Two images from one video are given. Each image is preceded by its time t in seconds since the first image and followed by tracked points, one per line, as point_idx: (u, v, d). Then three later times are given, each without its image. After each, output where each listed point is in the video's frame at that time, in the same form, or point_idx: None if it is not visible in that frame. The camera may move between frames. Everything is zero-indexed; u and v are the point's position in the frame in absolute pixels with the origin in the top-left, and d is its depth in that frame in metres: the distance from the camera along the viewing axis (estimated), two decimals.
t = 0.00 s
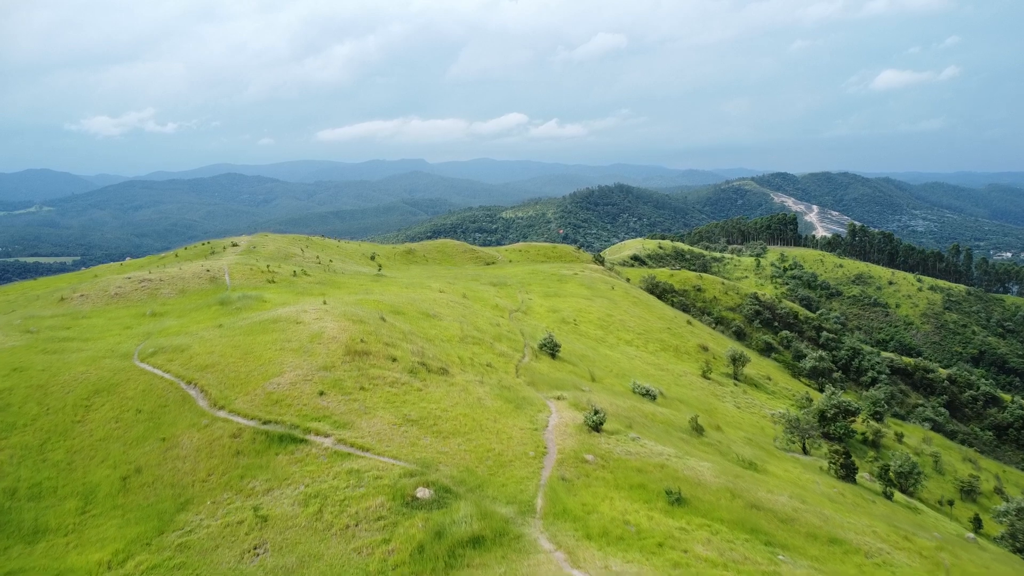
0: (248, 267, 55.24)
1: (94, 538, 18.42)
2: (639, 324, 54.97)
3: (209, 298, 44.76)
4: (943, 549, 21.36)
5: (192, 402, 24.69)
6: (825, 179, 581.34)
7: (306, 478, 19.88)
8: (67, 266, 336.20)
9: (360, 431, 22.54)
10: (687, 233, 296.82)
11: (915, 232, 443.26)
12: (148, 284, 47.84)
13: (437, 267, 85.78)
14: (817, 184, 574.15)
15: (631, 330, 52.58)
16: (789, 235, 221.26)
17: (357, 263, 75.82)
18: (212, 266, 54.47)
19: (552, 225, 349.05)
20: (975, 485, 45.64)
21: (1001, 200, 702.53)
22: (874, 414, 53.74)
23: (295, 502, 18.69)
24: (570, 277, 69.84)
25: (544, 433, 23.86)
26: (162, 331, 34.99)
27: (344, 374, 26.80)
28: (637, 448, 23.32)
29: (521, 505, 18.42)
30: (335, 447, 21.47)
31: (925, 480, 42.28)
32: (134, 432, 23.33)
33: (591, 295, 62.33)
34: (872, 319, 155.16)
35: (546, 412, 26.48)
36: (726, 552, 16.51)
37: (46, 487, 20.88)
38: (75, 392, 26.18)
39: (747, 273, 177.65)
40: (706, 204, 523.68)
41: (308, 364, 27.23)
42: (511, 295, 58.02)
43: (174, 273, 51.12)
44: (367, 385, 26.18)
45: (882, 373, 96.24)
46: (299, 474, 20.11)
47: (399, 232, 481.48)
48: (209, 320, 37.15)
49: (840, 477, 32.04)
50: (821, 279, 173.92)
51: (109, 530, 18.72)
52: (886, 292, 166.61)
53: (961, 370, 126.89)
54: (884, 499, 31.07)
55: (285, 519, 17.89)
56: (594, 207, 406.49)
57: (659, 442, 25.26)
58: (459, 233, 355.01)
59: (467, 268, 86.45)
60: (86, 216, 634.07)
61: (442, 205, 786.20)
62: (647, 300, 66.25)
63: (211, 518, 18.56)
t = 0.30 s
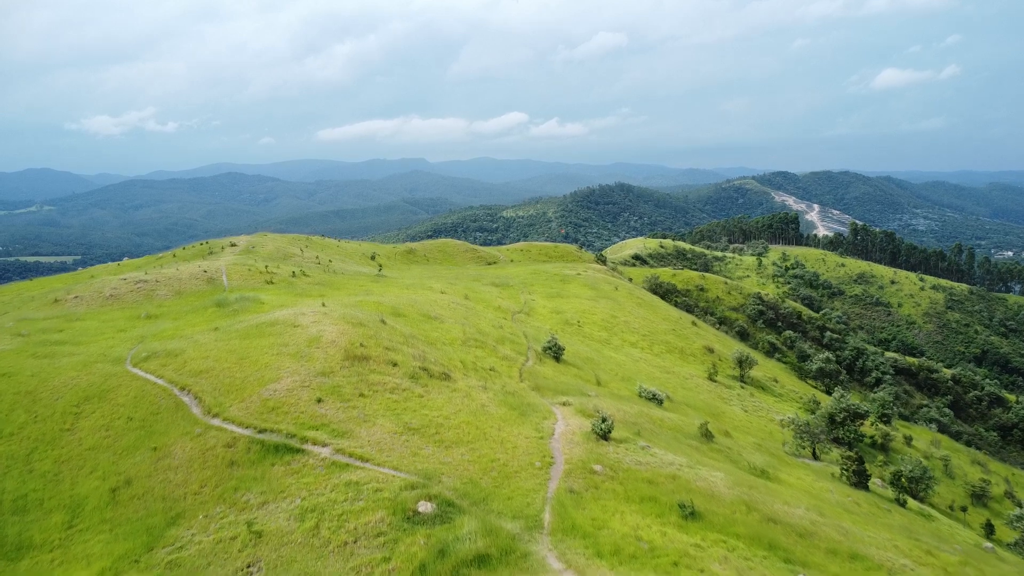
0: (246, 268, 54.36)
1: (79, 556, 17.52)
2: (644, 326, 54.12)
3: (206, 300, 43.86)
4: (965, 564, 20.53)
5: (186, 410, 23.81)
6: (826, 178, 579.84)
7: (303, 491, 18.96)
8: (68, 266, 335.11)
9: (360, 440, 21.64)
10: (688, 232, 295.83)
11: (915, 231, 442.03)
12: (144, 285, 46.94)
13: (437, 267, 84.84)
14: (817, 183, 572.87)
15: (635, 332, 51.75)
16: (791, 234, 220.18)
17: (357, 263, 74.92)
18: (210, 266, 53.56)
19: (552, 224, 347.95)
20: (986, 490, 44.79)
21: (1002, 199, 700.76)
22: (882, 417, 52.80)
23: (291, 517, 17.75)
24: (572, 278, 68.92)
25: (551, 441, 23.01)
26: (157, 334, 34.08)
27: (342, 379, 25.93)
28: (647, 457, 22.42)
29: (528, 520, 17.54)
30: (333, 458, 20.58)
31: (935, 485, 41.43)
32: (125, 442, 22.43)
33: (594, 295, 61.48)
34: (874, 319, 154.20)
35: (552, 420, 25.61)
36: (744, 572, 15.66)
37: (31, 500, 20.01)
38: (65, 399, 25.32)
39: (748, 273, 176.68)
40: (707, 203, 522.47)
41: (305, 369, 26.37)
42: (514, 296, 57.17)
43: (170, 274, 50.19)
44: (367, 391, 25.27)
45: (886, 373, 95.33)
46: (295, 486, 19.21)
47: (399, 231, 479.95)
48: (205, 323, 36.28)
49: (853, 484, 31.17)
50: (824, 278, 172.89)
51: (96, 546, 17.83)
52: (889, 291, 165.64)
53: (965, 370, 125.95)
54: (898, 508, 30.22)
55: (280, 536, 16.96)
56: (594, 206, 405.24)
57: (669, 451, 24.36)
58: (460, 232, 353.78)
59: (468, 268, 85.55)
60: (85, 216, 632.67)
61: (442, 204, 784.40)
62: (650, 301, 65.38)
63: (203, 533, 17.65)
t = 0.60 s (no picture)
0: (244, 269, 53.48)
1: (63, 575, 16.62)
2: (648, 327, 53.28)
3: (202, 302, 42.99)
4: None
5: (178, 418, 22.97)
6: (827, 177, 578.29)
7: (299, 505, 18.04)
8: (69, 266, 334.24)
9: (359, 451, 20.77)
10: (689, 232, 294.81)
11: (916, 230, 441.19)
12: (139, 287, 46.09)
13: (438, 268, 83.92)
14: (818, 183, 571.48)
15: (640, 334, 50.90)
16: (793, 233, 219.26)
17: (357, 263, 74.07)
18: (207, 267, 52.68)
19: (553, 224, 346.74)
20: (998, 495, 43.87)
21: (1003, 198, 699.33)
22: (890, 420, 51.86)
23: (286, 534, 16.81)
24: (575, 279, 68.04)
25: (557, 451, 22.17)
26: (151, 338, 33.26)
27: (341, 386, 25.06)
28: (657, 468, 21.56)
29: (535, 537, 16.65)
30: (331, 469, 19.69)
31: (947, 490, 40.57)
32: (115, 452, 21.56)
33: (597, 296, 60.63)
34: (876, 318, 153.20)
35: (558, 428, 24.77)
36: None
37: (15, 514, 19.15)
38: (54, 407, 24.48)
39: (750, 272, 175.67)
40: (708, 203, 521.00)
41: (302, 376, 25.49)
42: (516, 297, 56.32)
43: (167, 275, 49.32)
44: (366, 399, 24.39)
45: (891, 374, 94.43)
46: (290, 501, 18.29)
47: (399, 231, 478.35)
48: (201, 326, 35.45)
49: (866, 493, 30.33)
50: (826, 278, 171.92)
51: (82, 564, 16.96)
52: (891, 291, 164.76)
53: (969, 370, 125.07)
54: (913, 517, 29.38)
55: (274, 553, 16.06)
56: (595, 205, 403.90)
57: (679, 460, 23.51)
58: (461, 232, 352.55)
59: (469, 268, 84.69)
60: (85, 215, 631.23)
61: (442, 203, 782.51)
62: (654, 302, 64.53)
63: (194, 551, 16.75)
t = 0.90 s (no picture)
0: (242, 265, 52.57)
1: None
2: (653, 325, 52.41)
3: (199, 300, 42.13)
4: None
5: (171, 423, 22.13)
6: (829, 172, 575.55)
7: (294, 516, 17.16)
8: (69, 261, 332.61)
9: (358, 458, 19.91)
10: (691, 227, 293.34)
11: (918, 225, 439.52)
12: (135, 285, 45.20)
13: (439, 264, 82.94)
14: (819, 177, 568.89)
15: (644, 331, 50.05)
16: (795, 229, 218.00)
17: (358, 260, 73.14)
18: (205, 264, 51.77)
19: (553, 219, 345.24)
20: (1010, 495, 43.05)
21: (1004, 193, 696.69)
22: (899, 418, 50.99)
23: (281, 548, 15.94)
24: (578, 275, 67.10)
25: (564, 457, 21.31)
26: (145, 338, 32.42)
27: (339, 389, 24.19)
28: (668, 475, 20.70)
29: (542, 550, 15.82)
30: (328, 478, 18.83)
31: (958, 490, 39.80)
32: (104, 459, 20.72)
33: (601, 293, 59.73)
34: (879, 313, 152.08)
35: (564, 432, 23.88)
36: None
37: None
38: (42, 410, 23.63)
39: (752, 267, 174.62)
40: (709, 197, 518.69)
41: (300, 378, 24.63)
42: (519, 294, 55.44)
43: (164, 272, 48.44)
44: (365, 403, 23.52)
45: (896, 370, 93.60)
46: (286, 511, 17.42)
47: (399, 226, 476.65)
48: (196, 325, 34.58)
49: (880, 496, 29.50)
50: (828, 273, 170.86)
51: None
52: (893, 286, 163.74)
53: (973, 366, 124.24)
54: (927, 521, 28.57)
55: (267, 568, 15.21)
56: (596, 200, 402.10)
57: (690, 466, 22.63)
58: (461, 227, 351.09)
59: (470, 264, 83.78)
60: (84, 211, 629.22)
61: (442, 199, 779.71)
62: (658, 299, 63.62)
63: (184, 565, 15.91)
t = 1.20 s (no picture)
0: (239, 248, 51.39)
1: None
2: (659, 308, 51.39)
3: (195, 284, 41.11)
4: None
5: (163, 413, 21.33)
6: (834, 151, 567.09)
7: (291, 513, 16.39)
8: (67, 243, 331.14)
9: (357, 451, 19.09)
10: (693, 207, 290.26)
11: (922, 206, 434.69)
12: (130, 268, 44.12)
13: (440, 245, 81.61)
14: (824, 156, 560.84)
15: (650, 315, 49.06)
16: (799, 209, 215.34)
17: (358, 241, 71.84)
18: (202, 246, 50.59)
19: (554, 200, 341.56)
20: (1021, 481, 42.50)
21: (1011, 172, 687.58)
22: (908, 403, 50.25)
23: (276, 548, 15.19)
24: (582, 257, 65.87)
25: (572, 449, 20.50)
26: (139, 323, 31.50)
27: (338, 378, 23.31)
28: (681, 469, 19.88)
29: (551, 551, 15.05)
30: (326, 472, 18.03)
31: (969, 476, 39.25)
32: (94, 452, 19.95)
33: (605, 276, 58.57)
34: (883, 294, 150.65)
35: (572, 423, 23.02)
36: None
37: None
38: (30, 400, 22.83)
39: (756, 248, 172.76)
40: (712, 177, 512.28)
41: (297, 367, 23.74)
42: (522, 277, 54.37)
43: (160, 255, 47.36)
44: (365, 392, 22.64)
45: (900, 352, 92.83)
46: (282, 508, 16.65)
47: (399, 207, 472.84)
48: (192, 310, 33.64)
49: (893, 485, 28.83)
50: (832, 254, 169.09)
51: None
52: (898, 267, 162.14)
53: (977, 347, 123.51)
54: (942, 510, 27.94)
55: (263, 569, 14.50)
56: (597, 180, 397.43)
57: (703, 458, 21.80)
58: (462, 208, 347.57)
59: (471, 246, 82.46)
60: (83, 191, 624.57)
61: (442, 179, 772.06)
62: (664, 281, 62.50)
63: (176, 565, 15.21)
